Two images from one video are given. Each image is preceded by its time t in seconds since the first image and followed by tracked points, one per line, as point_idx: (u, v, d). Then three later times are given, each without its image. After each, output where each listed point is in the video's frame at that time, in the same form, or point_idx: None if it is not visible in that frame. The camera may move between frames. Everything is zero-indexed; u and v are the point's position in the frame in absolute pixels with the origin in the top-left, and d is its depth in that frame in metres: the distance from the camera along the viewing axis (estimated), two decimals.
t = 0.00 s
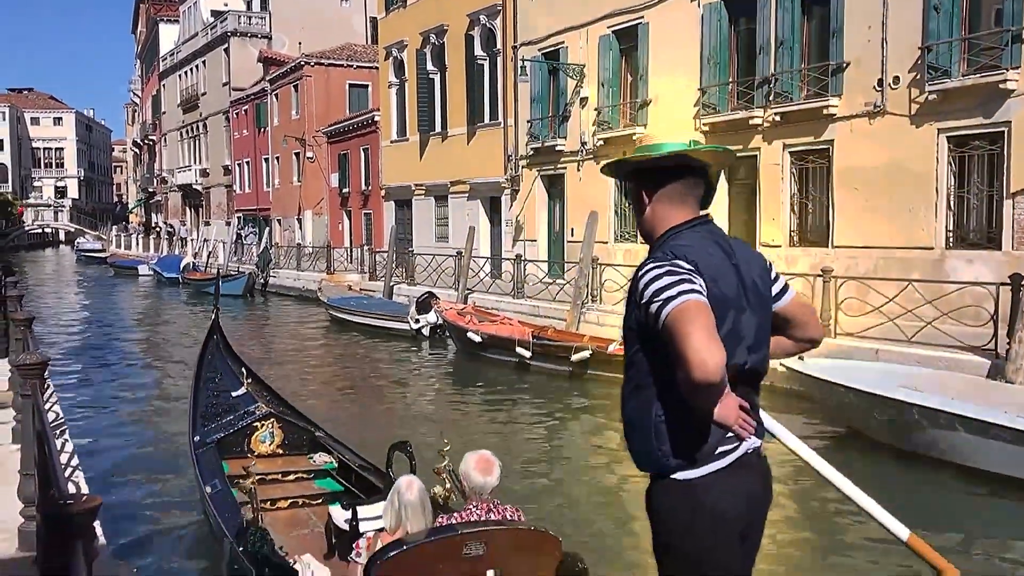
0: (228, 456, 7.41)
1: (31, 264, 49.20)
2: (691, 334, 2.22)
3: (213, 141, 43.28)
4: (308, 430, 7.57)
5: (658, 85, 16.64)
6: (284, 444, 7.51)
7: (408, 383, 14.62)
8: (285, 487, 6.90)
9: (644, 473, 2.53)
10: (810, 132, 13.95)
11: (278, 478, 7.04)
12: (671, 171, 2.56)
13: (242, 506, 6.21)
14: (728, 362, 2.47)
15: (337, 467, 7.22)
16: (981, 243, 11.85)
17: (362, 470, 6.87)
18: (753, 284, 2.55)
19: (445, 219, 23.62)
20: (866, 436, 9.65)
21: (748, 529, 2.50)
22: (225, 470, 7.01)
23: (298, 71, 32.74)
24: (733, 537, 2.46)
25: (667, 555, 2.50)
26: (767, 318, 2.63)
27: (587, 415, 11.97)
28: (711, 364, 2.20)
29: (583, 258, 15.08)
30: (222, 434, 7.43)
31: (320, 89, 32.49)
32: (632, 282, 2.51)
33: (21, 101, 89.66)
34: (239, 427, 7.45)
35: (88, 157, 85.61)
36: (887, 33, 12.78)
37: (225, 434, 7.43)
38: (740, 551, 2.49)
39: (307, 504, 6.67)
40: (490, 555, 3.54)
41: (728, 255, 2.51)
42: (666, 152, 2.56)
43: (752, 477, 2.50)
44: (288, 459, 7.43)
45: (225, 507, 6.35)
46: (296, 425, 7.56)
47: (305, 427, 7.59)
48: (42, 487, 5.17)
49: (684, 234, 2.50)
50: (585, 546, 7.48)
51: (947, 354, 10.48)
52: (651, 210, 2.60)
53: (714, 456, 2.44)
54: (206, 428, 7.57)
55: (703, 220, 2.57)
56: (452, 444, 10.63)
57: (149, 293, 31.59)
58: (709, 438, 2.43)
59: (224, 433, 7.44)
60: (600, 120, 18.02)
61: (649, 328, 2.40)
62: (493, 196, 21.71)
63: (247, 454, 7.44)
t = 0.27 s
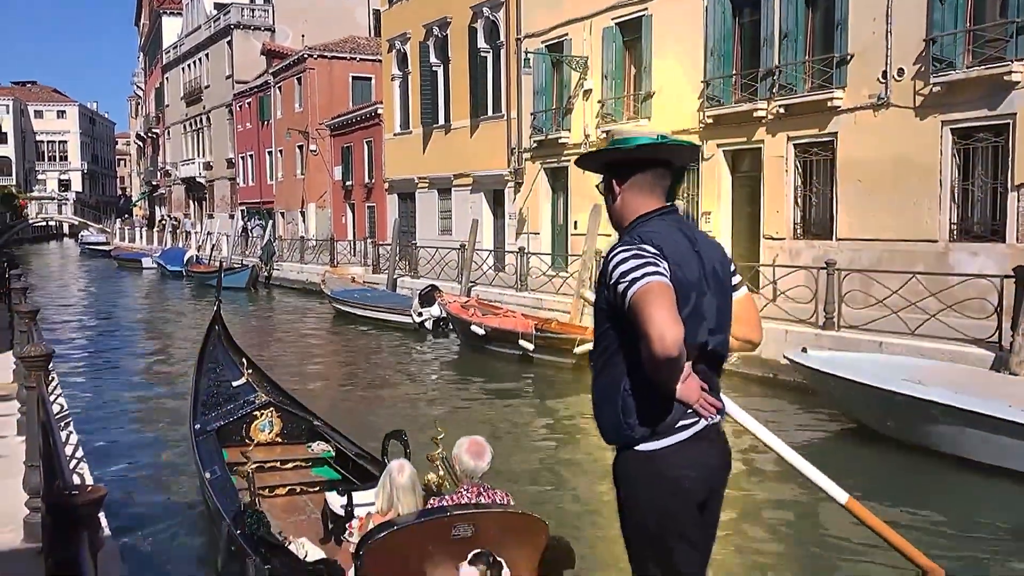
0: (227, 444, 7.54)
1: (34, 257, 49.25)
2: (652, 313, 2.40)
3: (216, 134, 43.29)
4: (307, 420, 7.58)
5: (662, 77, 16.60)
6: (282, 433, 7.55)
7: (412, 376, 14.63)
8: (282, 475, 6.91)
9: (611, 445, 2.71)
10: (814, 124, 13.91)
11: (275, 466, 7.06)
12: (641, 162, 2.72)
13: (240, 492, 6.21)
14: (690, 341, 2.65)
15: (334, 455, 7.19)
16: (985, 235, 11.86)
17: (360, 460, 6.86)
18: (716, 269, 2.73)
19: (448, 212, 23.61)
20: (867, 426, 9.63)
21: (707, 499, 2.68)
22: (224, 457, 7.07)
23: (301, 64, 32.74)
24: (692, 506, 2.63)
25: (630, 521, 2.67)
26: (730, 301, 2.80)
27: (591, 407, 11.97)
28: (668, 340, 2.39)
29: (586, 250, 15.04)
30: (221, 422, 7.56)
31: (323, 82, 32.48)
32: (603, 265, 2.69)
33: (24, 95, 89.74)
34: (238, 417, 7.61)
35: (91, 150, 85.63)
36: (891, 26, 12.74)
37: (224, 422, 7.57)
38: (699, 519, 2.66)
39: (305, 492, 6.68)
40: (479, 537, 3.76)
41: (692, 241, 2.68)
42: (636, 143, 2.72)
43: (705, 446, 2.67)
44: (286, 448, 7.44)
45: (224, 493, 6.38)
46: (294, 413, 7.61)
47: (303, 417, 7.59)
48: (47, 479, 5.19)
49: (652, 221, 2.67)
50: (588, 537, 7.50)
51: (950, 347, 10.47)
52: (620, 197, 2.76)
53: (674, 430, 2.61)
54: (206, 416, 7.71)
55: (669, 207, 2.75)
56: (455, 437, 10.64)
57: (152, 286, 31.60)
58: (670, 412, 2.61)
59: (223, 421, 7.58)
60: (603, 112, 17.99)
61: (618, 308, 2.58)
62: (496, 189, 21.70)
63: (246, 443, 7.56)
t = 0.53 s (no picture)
0: (226, 432, 7.52)
1: (39, 249, 49.33)
2: (627, 288, 2.52)
3: (220, 126, 43.28)
4: (307, 408, 7.56)
5: (666, 68, 16.56)
6: (281, 421, 7.56)
7: (416, 368, 14.65)
8: (280, 462, 7.00)
9: (581, 415, 2.82)
10: (818, 115, 13.89)
11: (275, 454, 7.11)
12: (609, 151, 2.83)
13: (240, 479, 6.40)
14: (659, 318, 2.77)
15: (332, 444, 7.21)
16: (990, 227, 11.85)
17: (357, 447, 6.88)
18: (682, 254, 2.85)
19: (452, 204, 23.61)
20: (871, 418, 9.62)
21: (670, 467, 2.82)
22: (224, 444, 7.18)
23: (305, 56, 32.71)
24: (654, 473, 2.77)
25: (593, 485, 2.81)
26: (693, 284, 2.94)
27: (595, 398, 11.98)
28: (643, 314, 2.50)
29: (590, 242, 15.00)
30: (221, 411, 7.53)
31: (327, 74, 32.44)
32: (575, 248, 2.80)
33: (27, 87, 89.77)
34: (236, 406, 7.55)
35: (95, 142, 85.70)
36: (896, 17, 12.68)
37: (224, 411, 7.54)
38: (660, 486, 2.80)
39: (302, 479, 6.80)
40: (465, 517, 4.37)
41: (660, 226, 2.80)
42: (607, 133, 2.82)
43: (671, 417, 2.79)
44: (285, 436, 7.45)
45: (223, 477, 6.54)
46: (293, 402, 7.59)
47: (302, 405, 7.59)
48: (53, 468, 5.21)
49: (623, 207, 2.79)
50: (593, 528, 7.51)
51: (955, 338, 10.46)
52: (591, 183, 2.85)
53: (641, 401, 2.73)
54: (206, 406, 7.70)
55: (635, 193, 2.86)
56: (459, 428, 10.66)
57: (157, 278, 31.67)
58: (638, 385, 2.74)
59: (223, 410, 7.54)
60: (608, 104, 17.96)
61: (594, 287, 2.70)
62: (500, 181, 21.68)
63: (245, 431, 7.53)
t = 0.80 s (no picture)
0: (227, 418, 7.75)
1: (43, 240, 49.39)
2: (584, 268, 2.64)
3: (224, 118, 43.26)
4: (305, 396, 7.74)
5: (670, 59, 16.50)
6: (280, 409, 7.75)
7: (419, 359, 14.65)
8: (278, 448, 7.12)
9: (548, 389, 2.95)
10: (821, 106, 13.88)
11: (273, 441, 7.24)
12: (580, 142, 2.94)
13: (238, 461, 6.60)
14: (623, 300, 2.88)
15: (329, 431, 7.33)
16: (996, 219, 11.82)
17: (352, 434, 6.95)
18: (648, 241, 2.96)
19: (455, 195, 23.59)
20: (874, 409, 9.60)
21: (632, 440, 2.90)
22: (223, 429, 7.39)
23: (309, 47, 32.67)
24: (615, 446, 2.86)
25: (562, 470, 2.92)
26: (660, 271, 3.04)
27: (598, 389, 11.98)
28: (595, 292, 2.62)
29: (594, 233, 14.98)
30: (221, 398, 7.74)
31: (330, 65, 32.39)
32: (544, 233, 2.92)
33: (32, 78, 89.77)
34: (235, 393, 7.71)
35: (99, 134, 85.69)
36: (902, 7, 12.61)
37: (222, 397, 7.75)
38: (624, 456, 2.89)
39: (300, 466, 6.81)
40: (453, 499, 4.44)
41: (626, 214, 2.91)
42: (579, 124, 2.94)
43: (629, 395, 2.88)
44: (283, 423, 7.63)
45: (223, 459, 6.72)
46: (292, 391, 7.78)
47: (301, 394, 7.77)
48: (57, 457, 5.22)
49: (590, 194, 2.90)
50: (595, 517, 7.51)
51: (959, 329, 10.45)
52: (562, 171, 2.98)
53: (600, 378, 2.83)
54: (206, 393, 7.85)
55: (606, 182, 2.98)
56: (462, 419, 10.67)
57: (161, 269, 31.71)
58: (602, 364, 2.85)
59: (222, 397, 7.76)
60: (612, 95, 17.92)
61: (559, 269, 2.82)
62: (503, 172, 21.66)
63: (244, 417, 7.69)
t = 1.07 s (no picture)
0: (225, 406, 7.77)
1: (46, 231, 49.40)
2: (538, 253, 2.82)
3: (227, 109, 43.20)
4: (301, 384, 7.77)
5: (674, 50, 16.46)
6: (278, 396, 7.82)
7: (422, 351, 14.66)
8: (275, 436, 7.20)
9: (518, 368, 3.14)
10: (823, 98, 13.86)
11: (270, 428, 7.33)
12: (556, 139, 3.12)
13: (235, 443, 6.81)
14: (584, 287, 3.04)
15: (326, 419, 7.40)
16: (1000, 210, 11.79)
17: (348, 421, 7.10)
18: (615, 233, 3.11)
19: (458, 186, 23.56)
20: (876, 400, 9.61)
21: (595, 419, 3.08)
22: (222, 415, 7.45)
23: (311, 38, 32.60)
24: (577, 425, 3.05)
25: (529, 452, 3.14)
26: (628, 264, 3.19)
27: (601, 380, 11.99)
28: (547, 274, 2.78)
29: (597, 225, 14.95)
30: (220, 385, 7.76)
31: (333, 55, 32.33)
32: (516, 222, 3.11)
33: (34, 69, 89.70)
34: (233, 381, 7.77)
35: (102, 125, 85.60)
36: None
37: (221, 385, 7.77)
38: (587, 431, 3.08)
39: (297, 451, 6.97)
40: (443, 482, 4.67)
41: (594, 206, 3.07)
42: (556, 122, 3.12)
43: (591, 375, 3.04)
44: (280, 411, 7.69)
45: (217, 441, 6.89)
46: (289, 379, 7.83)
47: (298, 382, 7.80)
48: (61, 447, 5.24)
49: (562, 188, 3.08)
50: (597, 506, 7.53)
51: (962, 321, 10.44)
52: (537, 164, 3.16)
53: (560, 359, 3.00)
54: (205, 380, 7.90)
55: (580, 177, 3.14)
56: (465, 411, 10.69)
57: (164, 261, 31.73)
58: (562, 346, 3.01)
59: (221, 384, 7.78)
60: (615, 86, 17.88)
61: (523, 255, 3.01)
62: (506, 163, 21.64)
63: (242, 404, 7.76)
